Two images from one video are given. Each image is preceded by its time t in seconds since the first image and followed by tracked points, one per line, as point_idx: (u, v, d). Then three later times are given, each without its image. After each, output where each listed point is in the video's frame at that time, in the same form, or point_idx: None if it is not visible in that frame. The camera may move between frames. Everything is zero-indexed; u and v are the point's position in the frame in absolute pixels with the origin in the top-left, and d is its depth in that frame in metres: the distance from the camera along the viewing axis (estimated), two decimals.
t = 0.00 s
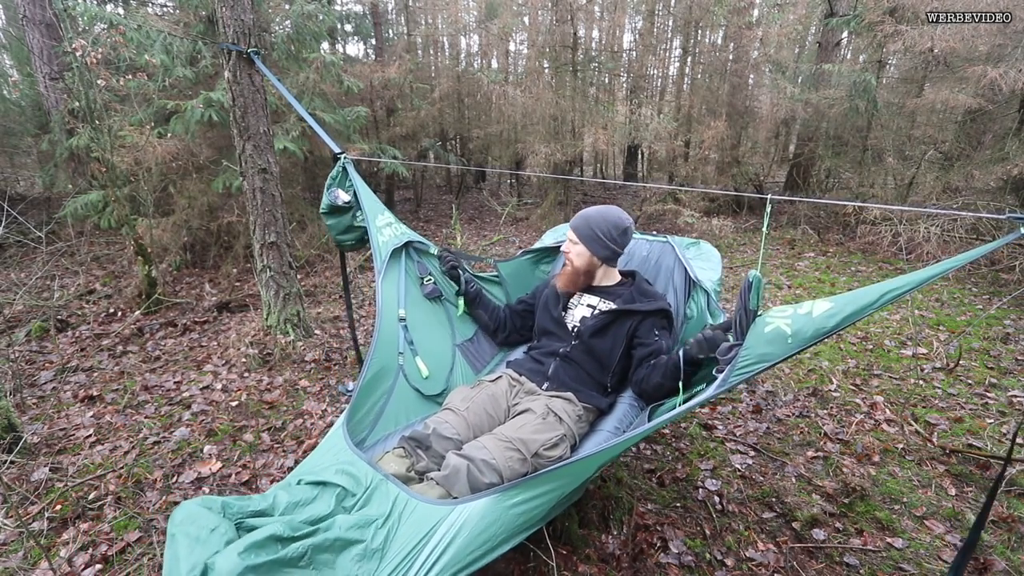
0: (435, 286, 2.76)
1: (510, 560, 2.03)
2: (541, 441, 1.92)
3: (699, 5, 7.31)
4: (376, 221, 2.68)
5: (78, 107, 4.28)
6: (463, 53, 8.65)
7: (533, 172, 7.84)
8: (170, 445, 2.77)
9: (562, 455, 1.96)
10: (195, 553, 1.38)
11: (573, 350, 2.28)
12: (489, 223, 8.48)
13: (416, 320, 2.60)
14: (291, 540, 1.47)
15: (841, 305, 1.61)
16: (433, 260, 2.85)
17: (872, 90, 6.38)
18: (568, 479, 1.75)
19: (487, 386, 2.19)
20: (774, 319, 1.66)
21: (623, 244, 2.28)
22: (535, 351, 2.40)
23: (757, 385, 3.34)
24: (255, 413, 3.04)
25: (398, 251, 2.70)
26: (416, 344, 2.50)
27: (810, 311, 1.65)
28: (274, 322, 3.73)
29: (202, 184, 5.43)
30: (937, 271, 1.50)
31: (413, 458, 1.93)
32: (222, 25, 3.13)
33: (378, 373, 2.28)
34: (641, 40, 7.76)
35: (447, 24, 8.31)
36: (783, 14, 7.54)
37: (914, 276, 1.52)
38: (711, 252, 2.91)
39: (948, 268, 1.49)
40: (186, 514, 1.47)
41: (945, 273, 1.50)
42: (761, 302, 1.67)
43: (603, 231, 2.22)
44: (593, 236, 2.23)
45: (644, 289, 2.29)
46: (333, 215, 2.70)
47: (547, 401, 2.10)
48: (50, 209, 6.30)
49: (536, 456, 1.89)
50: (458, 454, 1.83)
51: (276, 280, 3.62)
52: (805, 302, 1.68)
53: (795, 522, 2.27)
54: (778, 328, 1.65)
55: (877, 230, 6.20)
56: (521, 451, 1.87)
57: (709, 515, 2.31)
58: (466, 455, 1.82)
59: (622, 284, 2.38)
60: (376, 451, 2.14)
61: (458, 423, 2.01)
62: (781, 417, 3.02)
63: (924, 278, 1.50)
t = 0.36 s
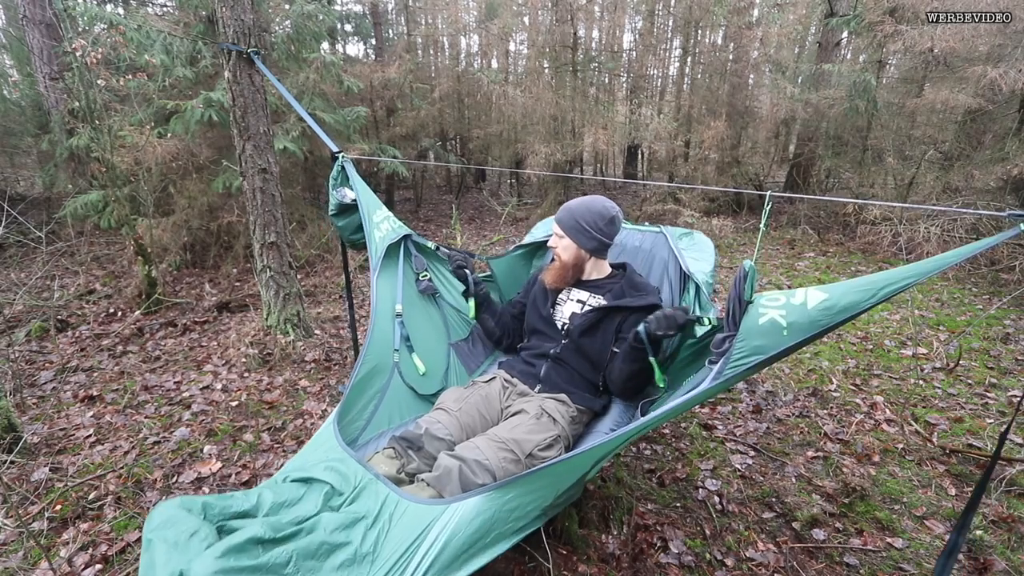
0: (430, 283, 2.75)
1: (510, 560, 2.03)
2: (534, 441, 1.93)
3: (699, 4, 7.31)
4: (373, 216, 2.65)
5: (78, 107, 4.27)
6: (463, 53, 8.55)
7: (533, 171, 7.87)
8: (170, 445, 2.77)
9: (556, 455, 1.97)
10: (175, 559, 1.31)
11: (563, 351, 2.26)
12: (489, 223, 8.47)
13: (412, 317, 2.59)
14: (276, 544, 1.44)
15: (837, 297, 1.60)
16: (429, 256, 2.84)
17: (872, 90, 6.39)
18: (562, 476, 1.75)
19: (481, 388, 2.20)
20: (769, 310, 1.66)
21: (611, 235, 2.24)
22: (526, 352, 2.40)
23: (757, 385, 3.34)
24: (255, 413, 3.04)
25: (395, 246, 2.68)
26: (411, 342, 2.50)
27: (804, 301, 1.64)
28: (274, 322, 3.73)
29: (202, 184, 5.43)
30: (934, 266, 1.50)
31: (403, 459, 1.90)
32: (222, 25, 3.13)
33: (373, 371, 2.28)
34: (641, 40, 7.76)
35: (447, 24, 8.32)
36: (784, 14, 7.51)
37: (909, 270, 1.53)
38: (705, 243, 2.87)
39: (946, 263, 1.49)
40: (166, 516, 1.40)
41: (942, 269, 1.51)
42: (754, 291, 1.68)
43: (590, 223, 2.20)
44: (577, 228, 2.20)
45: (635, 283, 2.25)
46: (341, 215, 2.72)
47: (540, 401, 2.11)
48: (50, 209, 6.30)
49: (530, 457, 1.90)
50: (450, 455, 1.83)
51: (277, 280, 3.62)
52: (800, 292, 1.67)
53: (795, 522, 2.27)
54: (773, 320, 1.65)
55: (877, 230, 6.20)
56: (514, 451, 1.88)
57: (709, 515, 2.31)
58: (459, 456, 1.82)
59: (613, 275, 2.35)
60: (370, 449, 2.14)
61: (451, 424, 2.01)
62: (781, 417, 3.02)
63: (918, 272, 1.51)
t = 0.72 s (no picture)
0: (422, 287, 2.75)
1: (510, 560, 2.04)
2: (527, 460, 1.93)
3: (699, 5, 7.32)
4: (362, 221, 2.66)
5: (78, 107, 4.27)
6: (463, 53, 8.44)
7: (533, 172, 7.89)
8: (170, 445, 2.77)
9: (551, 471, 1.98)
10: None
11: (552, 366, 2.20)
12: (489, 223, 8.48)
13: (409, 325, 2.59)
14: None
15: (840, 316, 1.59)
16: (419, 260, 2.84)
17: (872, 90, 6.39)
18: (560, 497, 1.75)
19: (475, 405, 2.20)
20: (769, 332, 1.64)
21: (588, 235, 2.11)
22: (516, 364, 2.34)
23: (757, 385, 3.34)
24: (255, 413, 3.04)
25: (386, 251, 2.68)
26: (411, 349, 2.51)
27: (806, 321, 1.63)
28: (274, 322, 3.73)
29: (202, 184, 5.43)
30: (933, 279, 1.49)
31: (401, 489, 1.96)
32: (222, 25, 3.13)
33: (375, 384, 2.29)
34: (641, 40, 7.78)
35: (447, 24, 8.20)
36: (783, 14, 7.52)
37: (908, 286, 1.52)
38: (698, 219, 2.62)
39: (949, 275, 1.47)
40: None
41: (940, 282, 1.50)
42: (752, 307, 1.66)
43: (560, 224, 2.07)
44: (550, 231, 2.08)
45: (621, 298, 2.17)
46: (330, 218, 2.78)
47: (533, 416, 2.11)
48: (50, 209, 6.31)
49: (524, 476, 1.91)
50: (441, 482, 1.84)
51: (276, 280, 3.62)
52: (800, 311, 1.65)
53: (795, 522, 2.27)
54: (774, 341, 1.63)
55: (877, 230, 6.20)
56: (507, 472, 1.88)
57: (709, 515, 2.31)
58: (449, 483, 1.83)
59: (598, 282, 2.26)
60: (380, 467, 2.17)
61: (446, 447, 2.03)
62: (781, 417, 3.02)
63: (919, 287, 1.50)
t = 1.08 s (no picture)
0: (428, 287, 2.75)
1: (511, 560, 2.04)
2: (534, 456, 1.94)
3: (699, 5, 7.32)
4: (368, 222, 2.64)
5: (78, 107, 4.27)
6: (463, 53, 8.45)
7: (533, 172, 7.89)
8: (170, 445, 2.77)
9: (558, 467, 1.98)
10: None
11: (559, 365, 2.21)
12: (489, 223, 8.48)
13: (416, 324, 2.59)
14: None
15: (843, 315, 1.59)
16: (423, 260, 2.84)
17: (872, 90, 6.38)
18: (570, 493, 1.76)
19: (483, 403, 2.20)
20: (774, 330, 1.67)
21: (592, 236, 2.12)
22: (523, 363, 2.35)
23: (757, 385, 3.34)
24: (255, 413, 3.04)
25: (391, 252, 2.67)
26: (419, 349, 2.52)
27: (811, 320, 1.64)
28: (274, 322, 3.73)
29: (202, 184, 5.43)
30: (935, 278, 1.50)
31: (412, 487, 1.97)
32: (222, 26, 3.13)
33: (385, 384, 2.31)
34: (641, 40, 7.77)
35: (447, 24, 8.21)
36: (784, 14, 7.52)
37: (911, 284, 1.52)
38: (705, 216, 2.65)
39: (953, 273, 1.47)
40: None
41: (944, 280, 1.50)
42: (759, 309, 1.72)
43: (564, 229, 2.09)
44: (555, 234, 2.10)
45: (625, 297, 2.17)
46: (324, 211, 2.71)
47: (539, 414, 2.11)
48: (50, 209, 6.30)
49: (531, 472, 1.93)
50: (450, 479, 1.85)
51: (276, 280, 3.62)
52: (805, 312, 1.67)
53: (795, 522, 2.27)
54: (779, 339, 1.66)
55: (876, 230, 6.20)
56: (515, 468, 1.90)
57: (709, 515, 2.31)
58: (458, 480, 1.84)
59: (601, 282, 2.28)
60: (393, 462, 2.20)
61: (455, 445, 2.05)
62: (781, 417, 3.02)
63: (922, 285, 1.50)
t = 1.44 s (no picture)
0: (440, 285, 2.75)
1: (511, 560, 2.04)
2: (548, 442, 1.95)
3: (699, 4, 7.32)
4: (380, 220, 2.65)
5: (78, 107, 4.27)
6: (463, 53, 8.48)
7: (533, 172, 7.89)
8: (170, 445, 2.77)
9: (570, 454, 1.99)
10: None
11: (569, 353, 2.23)
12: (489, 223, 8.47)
13: (429, 319, 2.60)
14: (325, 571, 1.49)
15: (846, 303, 1.60)
16: (436, 258, 2.84)
17: (872, 90, 6.38)
18: (586, 476, 1.78)
19: (495, 395, 2.21)
20: (780, 318, 1.66)
21: (613, 233, 2.17)
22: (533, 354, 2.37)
23: (757, 385, 3.34)
24: (255, 413, 3.04)
25: (404, 249, 2.67)
26: (432, 344, 2.52)
27: (816, 309, 1.64)
28: (274, 322, 3.73)
29: (201, 184, 5.43)
30: (940, 268, 1.50)
31: (429, 472, 1.95)
32: (222, 25, 3.13)
33: (399, 378, 2.31)
34: (641, 40, 7.76)
35: (447, 24, 8.21)
36: (784, 14, 7.52)
37: (915, 274, 1.53)
38: (708, 218, 2.64)
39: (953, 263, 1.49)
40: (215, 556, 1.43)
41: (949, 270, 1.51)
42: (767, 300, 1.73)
43: (586, 224, 2.14)
44: (577, 229, 2.15)
45: (638, 288, 2.21)
46: (349, 217, 2.72)
47: (550, 403, 2.12)
48: (49, 209, 6.30)
49: (545, 457, 1.93)
50: (467, 464, 1.86)
51: (276, 280, 3.62)
52: (811, 301, 1.67)
53: (795, 522, 2.28)
54: (785, 328, 1.65)
55: (876, 230, 6.19)
56: (530, 453, 1.90)
57: (709, 515, 2.31)
58: (475, 464, 1.84)
59: (614, 277, 2.31)
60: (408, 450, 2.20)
61: (470, 432, 2.05)
62: (781, 417, 3.02)
63: (926, 275, 1.51)
